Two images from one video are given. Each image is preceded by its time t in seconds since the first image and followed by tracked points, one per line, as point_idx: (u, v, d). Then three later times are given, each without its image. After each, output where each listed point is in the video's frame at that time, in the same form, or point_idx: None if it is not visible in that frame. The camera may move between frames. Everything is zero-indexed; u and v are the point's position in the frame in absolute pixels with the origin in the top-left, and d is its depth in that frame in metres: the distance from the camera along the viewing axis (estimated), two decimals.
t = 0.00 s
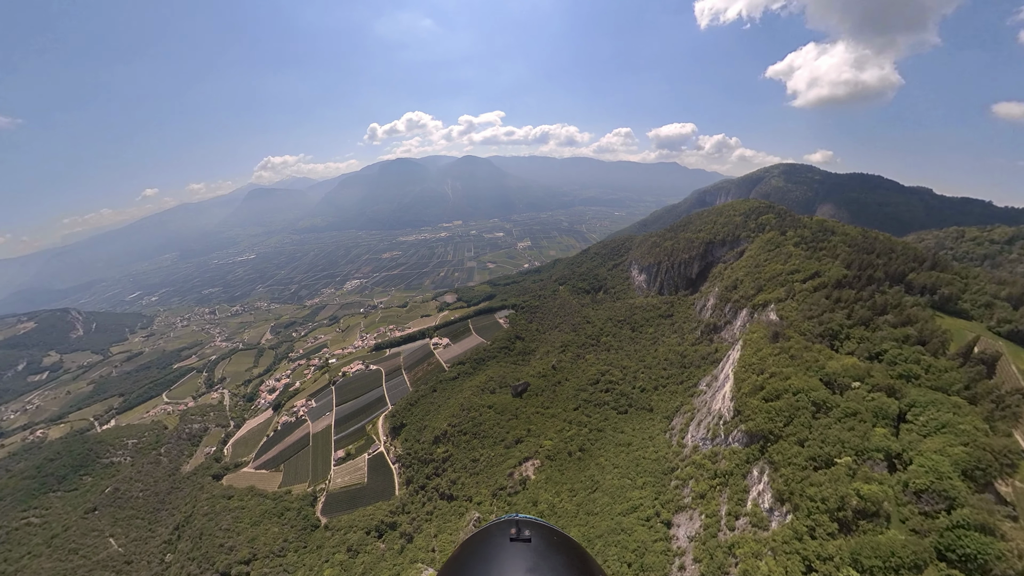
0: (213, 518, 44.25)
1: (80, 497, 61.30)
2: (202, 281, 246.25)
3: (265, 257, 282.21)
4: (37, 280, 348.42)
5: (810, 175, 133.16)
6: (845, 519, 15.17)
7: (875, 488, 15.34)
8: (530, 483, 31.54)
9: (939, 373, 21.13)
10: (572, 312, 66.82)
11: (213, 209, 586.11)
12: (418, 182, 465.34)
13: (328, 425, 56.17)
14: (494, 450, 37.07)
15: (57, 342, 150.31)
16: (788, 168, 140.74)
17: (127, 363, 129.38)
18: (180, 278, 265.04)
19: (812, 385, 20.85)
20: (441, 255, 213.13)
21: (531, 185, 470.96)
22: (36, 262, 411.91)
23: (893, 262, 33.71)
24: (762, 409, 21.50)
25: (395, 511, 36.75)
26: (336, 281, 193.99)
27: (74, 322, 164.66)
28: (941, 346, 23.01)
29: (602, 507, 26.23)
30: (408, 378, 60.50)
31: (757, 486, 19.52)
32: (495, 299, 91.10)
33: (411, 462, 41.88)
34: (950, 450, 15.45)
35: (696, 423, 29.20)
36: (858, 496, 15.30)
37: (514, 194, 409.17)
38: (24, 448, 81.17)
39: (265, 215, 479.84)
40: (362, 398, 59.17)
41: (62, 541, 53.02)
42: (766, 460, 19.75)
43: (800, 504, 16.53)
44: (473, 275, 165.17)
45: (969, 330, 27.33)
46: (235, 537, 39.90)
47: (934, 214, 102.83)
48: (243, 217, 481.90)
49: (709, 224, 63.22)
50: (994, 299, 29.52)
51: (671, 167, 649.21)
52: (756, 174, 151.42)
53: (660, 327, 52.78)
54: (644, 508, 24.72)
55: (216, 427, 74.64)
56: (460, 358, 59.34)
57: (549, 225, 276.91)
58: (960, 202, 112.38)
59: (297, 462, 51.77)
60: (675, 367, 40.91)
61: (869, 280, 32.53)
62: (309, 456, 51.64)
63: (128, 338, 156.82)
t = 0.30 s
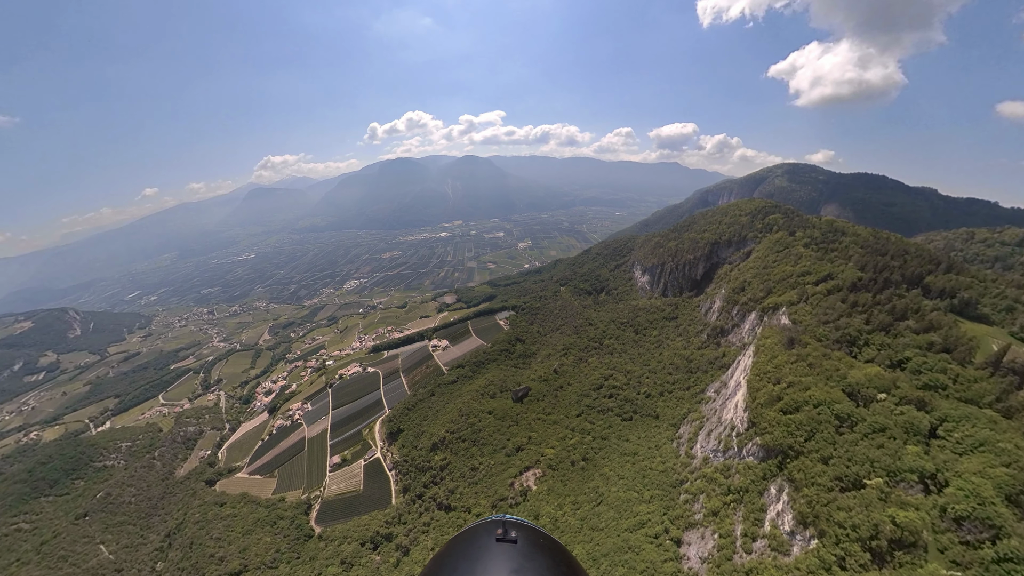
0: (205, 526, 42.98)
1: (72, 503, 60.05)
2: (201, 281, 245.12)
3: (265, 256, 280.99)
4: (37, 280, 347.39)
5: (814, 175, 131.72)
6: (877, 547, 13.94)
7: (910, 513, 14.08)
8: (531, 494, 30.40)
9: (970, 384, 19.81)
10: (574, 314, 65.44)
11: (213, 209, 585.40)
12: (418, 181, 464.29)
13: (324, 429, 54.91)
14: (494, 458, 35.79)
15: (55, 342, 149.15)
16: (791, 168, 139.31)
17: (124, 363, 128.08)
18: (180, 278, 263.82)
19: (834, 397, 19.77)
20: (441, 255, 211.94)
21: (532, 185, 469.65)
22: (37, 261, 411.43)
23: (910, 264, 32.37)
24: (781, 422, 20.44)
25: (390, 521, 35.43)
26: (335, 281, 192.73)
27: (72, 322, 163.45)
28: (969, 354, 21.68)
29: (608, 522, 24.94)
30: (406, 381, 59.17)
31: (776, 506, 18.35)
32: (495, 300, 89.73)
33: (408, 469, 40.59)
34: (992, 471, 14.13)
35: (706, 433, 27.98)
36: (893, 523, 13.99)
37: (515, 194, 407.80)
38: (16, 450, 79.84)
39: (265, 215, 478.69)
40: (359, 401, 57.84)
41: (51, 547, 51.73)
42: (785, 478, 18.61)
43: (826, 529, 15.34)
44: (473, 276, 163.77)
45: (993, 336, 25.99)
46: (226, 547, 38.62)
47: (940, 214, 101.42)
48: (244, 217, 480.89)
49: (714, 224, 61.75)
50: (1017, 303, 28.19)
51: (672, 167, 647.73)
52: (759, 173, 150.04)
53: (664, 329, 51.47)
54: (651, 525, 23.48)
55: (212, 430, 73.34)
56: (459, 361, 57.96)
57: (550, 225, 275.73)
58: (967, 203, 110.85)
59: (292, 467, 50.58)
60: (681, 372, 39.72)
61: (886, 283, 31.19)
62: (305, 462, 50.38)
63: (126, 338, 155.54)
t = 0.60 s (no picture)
0: (195, 535, 41.64)
1: (62, 508, 58.70)
2: (200, 281, 243.81)
3: (264, 256, 279.57)
4: (36, 279, 346.13)
5: (818, 175, 130.34)
6: None
7: (953, 544, 12.65)
8: (532, 506, 29.17)
9: (1005, 397, 18.41)
10: (576, 316, 64.11)
11: (213, 208, 584.54)
12: (418, 181, 463.10)
13: (320, 433, 53.59)
14: (493, 467, 34.45)
15: (51, 342, 147.94)
16: (795, 168, 137.86)
17: (120, 364, 126.71)
18: (178, 278, 262.41)
19: (859, 411, 18.62)
20: (441, 255, 210.63)
21: (533, 185, 468.24)
22: (36, 260, 410.69)
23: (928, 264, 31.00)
24: (802, 437, 19.33)
25: (385, 532, 34.13)
26: (334, 281, 191.44)
27: (69, 322, 162.12)
28: (1000, 362, 20.38)
29: (612, 538, 23.63)
30: (404, 384, 57.82)
31: (797, 529, 17.14)
32: (495, 301, 88.40)
33: (405, 477, 39.26)
34: None
35: (716, 444, 26.87)
36: (934, 555, 12.62)
37: (515, 194, 406.36)
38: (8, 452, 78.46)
39: (265, 214, 477.55)
40: (355, 405, 56.50)
41: (39, 555, 50.37)
42: (808, 499, 17.44)
43: (856, 558, 14.06)
44: (473, 276, 162.38)
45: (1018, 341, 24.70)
46: (216, 557, 37.29)
47: (946, 215, 100.00)
48: (244, 216, 479.78)
49: (719, 224, 60.33)
50: None
51: (673, 167, 646.06)
52: (761, 173, 148.61)
53: (669, 332, 50.18)
54: (659, 542, 22.22)
55: (206, 433, 71.93)
56: (458, 364, 56.59)
57: (551, 225, 274.34)
58: (973, 203, 109.37)
59: (287, 473, 49.33)
60: (687, 377, 38.52)
61: (903, 287, 29.86)
62: (299, 468, 49.10)
63: (123, 338, 154.16)
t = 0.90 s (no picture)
0: (185, 544, 40.31)
1: (52, 513, 57.37)
2: (199, 280, 242.58)
3: (263, 256, 278.45)
4: (35, 278, 344.96)
5: (821, 175, 129.00)
6: None
7: None
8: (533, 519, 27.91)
9: None
10: (578, 317, 62.76)
11: (213, 208, 583.68)
12: (418, 181, 461.86)
13: (315, 438, 52.25)
14: (492, 477, 33.16)
15: (48, 342, 146.54)
16: (798, 168, 136.43)
17: (116, 364, 125.38)
18: (177, 277, 261.21)
19: (887, 427, 17.41)
20: (441, 255, 209.35)
21: (533, 185, 466.79)
22: (35, 259, 409.52)
23: (948, 267, 29.67)
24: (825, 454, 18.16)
25: (380, 544, 32.81)
26: (333, 281, 190.14)
27: (66, 322, 160.83)
28: None
29: (617, 554, 22.37)
30: (401, 388, 56.52)
31: (821, 554, 15.92)
32: (495, 302, 87.16)
33: (401, 485, 37.94)
34: None
35: (727, 456, 25.66)
36: None
37: (515, 194, 405.01)
38: None
39: (265, 214, 476.19)
40: (352, 409, 55.21)
41: (26, 562, 49.01)
42: (833, 522, 16.22)
43: None
44: (473, 277, 160.97)
45: None
46: (205, 568, 35.99)
47: (953, 215, 98.62)
48: (244, 216, 478.46)
49: (725, 224, 58.95)
50: None
51: (673, 167, 644.90)
52: (764, 173, 147.23)
53: (673, 335, 48.89)
54: (667, 561, 20.98)
55: (201, 436, 70.60)
56: (457, 367, 55.22)
57: (551, 226, 273.20)
58: (979, 204, 107.92)
59: (281, 479, 48.03)
60: (693, 383, 37.40)
61: (921, 290, 28.53)
62: (293, 474, 47.82)
63: (120, 338, 152.81)
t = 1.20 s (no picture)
0: (173, 554, 38.93)
1: (42, 518, 55.99)
2: (198, 279, 241.35)
3: (262, 255, 277.15)
4: (34, 277, 343.89)
5: (825, 175, 127.54)
6: None
7: None
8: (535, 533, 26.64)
9: None
10: (579, 319, 61.36)
11: (213, 207, 582.86)
12: (419, 181, 460.57)
13: (309, 443, 50.94)
14: (491, 487, 31.89)
15: (44, 342, 145.30)
16: (802, 168, 134.94)
17: (112, 364, 124.07)
18: (176, 276, 259.93)
19: (918, 445, 16.31)
20: (440, 255, 207.98)
21: (534, 184, 465.60)
22: (35, 258, 408.57)
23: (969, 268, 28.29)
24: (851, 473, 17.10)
25: (375, 556, 31.46)
26: (332, 281, 188.72)
27: (63, 321, 159.43)
28: None
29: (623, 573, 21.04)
30: (399, 391, 55.21)
31: None
32: (495, 303, 85.83)
33: (397, 494, 36.62)
34: None
35: (739, 468, 24.55)
36: None
37: (516, 194, 403.55)
38: None
39: (265, 213, 475.17)
40: (348, 413, 53.92)
41: (13, 569, 47.63)
42: (860, 548, 15.07)
43: None
44: (473, 277, 159.54)
45: None
46: None
47: (959, 216, 97.19)
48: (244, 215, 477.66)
49: (730, 224, 57.56)
50: None
51: (674, 167, 643.04)
52: (767, 173, 145.71)
53: (678, 338, 47.59)
54: None
55: (195, 439, 69.25)
56: (455, 370, 53.86)
57: (552, 226, 271.90)
58: (986, 205, 106.45)
59: (274, 486, 46.77)
60: (700, 389, 36.32)
61: (941, 295, 27.21)
62: (288, 481, 46.55)
63: (117, 338, 151.43)
